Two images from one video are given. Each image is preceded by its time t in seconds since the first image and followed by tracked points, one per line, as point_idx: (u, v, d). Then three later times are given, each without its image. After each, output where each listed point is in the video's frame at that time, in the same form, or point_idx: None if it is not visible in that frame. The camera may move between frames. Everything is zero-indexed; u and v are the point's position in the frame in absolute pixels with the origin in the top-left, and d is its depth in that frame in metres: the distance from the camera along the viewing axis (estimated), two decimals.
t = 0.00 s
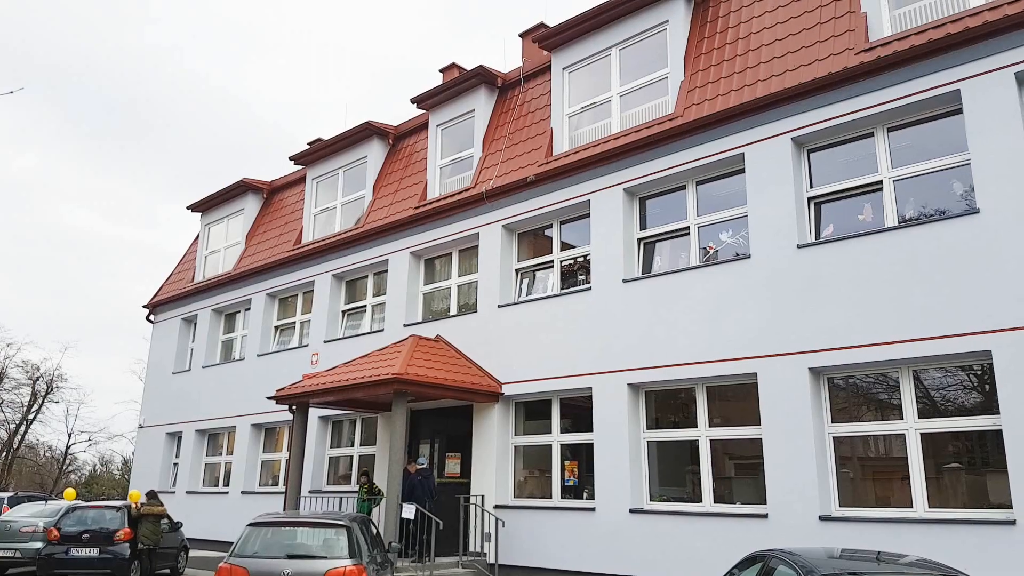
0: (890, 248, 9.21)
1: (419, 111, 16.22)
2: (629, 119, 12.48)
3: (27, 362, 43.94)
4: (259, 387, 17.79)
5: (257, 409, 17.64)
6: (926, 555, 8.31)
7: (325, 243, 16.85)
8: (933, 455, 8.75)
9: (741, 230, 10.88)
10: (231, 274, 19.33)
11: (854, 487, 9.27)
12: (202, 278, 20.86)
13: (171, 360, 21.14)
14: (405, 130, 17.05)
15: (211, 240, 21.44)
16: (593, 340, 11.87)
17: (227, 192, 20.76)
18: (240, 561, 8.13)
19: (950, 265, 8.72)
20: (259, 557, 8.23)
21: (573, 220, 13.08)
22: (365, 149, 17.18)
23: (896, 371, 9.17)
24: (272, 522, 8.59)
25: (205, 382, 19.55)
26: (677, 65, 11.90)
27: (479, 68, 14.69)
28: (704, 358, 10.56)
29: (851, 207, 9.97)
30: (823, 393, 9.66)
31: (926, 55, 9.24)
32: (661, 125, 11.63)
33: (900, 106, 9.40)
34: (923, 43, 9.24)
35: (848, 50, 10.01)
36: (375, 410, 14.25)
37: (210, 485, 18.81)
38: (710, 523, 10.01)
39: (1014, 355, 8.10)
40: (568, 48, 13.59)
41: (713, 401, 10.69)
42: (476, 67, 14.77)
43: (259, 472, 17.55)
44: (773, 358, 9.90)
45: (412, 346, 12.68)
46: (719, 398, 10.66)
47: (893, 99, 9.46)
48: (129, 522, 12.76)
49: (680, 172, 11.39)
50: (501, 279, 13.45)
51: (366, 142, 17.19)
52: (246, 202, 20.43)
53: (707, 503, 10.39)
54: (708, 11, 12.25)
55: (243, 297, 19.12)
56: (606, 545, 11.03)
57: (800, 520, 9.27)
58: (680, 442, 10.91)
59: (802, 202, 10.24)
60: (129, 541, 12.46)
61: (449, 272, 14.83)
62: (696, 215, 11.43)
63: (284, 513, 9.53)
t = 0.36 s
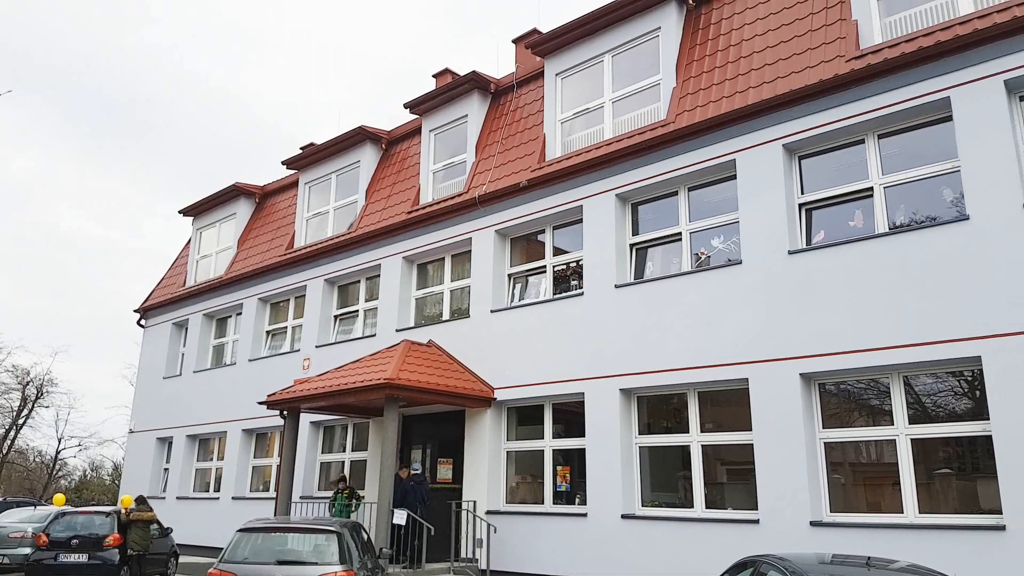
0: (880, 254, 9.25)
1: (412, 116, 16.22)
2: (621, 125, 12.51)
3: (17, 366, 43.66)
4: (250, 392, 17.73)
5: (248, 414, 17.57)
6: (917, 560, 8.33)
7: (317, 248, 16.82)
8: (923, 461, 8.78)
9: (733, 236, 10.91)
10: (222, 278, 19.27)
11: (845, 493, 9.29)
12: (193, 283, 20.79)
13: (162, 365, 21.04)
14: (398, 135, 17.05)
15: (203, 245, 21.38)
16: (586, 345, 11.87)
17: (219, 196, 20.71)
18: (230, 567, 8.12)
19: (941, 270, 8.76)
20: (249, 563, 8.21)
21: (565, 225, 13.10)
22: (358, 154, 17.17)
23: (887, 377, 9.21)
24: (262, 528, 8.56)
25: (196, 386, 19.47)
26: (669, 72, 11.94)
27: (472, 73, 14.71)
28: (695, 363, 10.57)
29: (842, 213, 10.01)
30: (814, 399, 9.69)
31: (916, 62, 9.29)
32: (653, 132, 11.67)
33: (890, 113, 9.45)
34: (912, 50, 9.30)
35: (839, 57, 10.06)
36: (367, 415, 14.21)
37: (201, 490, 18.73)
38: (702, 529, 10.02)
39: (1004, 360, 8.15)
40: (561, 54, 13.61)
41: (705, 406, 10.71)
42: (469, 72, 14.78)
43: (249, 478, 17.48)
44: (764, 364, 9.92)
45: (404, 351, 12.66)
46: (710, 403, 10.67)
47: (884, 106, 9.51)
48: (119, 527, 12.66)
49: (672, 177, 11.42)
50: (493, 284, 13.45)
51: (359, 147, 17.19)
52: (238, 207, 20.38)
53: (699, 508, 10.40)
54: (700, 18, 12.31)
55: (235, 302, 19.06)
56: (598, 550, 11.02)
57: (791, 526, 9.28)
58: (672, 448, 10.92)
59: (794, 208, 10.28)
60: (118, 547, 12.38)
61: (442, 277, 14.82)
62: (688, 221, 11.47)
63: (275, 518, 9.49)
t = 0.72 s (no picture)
0: (871, 259, 9.29)
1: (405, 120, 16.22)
2: (614, 130, 12.54)
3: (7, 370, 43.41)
4: (241, 396, 17.67)
5: (239, 418, 17.51)
6: (907, 564, 8.36)
7: (309, 251, 16.79)
8: (913, 465, 8.81)
9: (724, 241, 10.94)
10: (214, 281, 19.22)
11: (836, 497, 9.31)
12: (185, 286, 20.72)
13: (152, 369, 20.96)
14: (391, 139, 17.05)
15: (194, 248, 21.31)
16: (578, 350, 11.87)
17: (211, 199, 20.65)
18: (219, 572, 8.11)
19: (932, 275, 8.81)
20: (239, 568, 8.20)
21: (558, 230, 13.11)
22: (351, 157, 17.16)
23: (877, 382, 9.24)
24: (252, 532, 8.54)
25: (187, 390, 19.39)
26: (662, 77, 11.98)
27: (465, 77, 14.73)
28: (687, 368, 10.59)
29: (833, 218, 10.05)
30: (805, 404, 9.71)
31: (907, 69, 9.35)
32: (645, 137, 11.70)
33: (881, 119, 9.50)
34: (903, 57, 9.36)
35: (830, 63, 10.11)
36: (358, 419, 14.17)
37: (191, 495, 18.65)
38: (693, 533, 10.02)
39: (993, 365, 8.18)
40: (554, 59, 13.64)
41: (696, 410, 10.72)
42: (462, 77, 14.80)
43: (240, 482, 17.43)
44: (756, 368, 9.94)
45: (396, 355, 12.63)
46: (702, 408, 10.69)
47: (875, 112, 9.56)
48: (108, 532, 12.63)
49: (664, 182, 11.45)
50: (486, 288, 13.44)
51: (352, 151, 17.17)
52: (230, 210, 20.32)
53: (690, 513, 10.41)
54: (693, 24, 12.36)
55: (226, 305, 18.99)
56: (590, 555, 11.01)
57: (782, 531, 9.29)
58: (663, 453, 10.92)
59: (785, 213, 10.32)
60: (107, 552, 12.33)
61: (435, 281, 14.81)
62: (680, 226, 11.50)
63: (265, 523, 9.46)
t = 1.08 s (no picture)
0: (858, 264, 9.34)
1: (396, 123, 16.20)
2: (604, 134, 12.57)
3: None
4: (229, 398, 17.58)
5: (226, 420, 17.42)
6: (894, 567, 8.40)
7: (298, 253, 16.73)
8: (900, 469, 8.86)
9: (713, 245, 10.98)
10: (202, 283, 19.13)
11: (823, 501, 9.35)
12: (172, 288, 20.61)
13: (139, 371, 20.84)
14: (381, 141, 17.02)
15: (182, 249, 21.21)
16: (568, 353, 11.88)
17: (199, 200, 20.56)
18: None
19: (918, 280, 8.87)
20: (225, 571, 8.17)
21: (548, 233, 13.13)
22: (341, 159, 17.13)
23: (865, 386, 9.29)
24: (239, 535, 8.49)
25: (174, 392, 19.29)
26: (652, 82, 12.03)
27: (456, 80, 14.73)
28: (676, 371, 10.62)
29: (821, 223, 10.11)
30: (793, 407, 9.75)
31: (895, 75, 9.42)
32: (635, 141, 11.73)
33: (869, 124, 9.57)
34: (891, 63, 9.42)
35: (818, 69, 10.17)
36: (347, 422, 14.14)
37: (178, 497, 18.55)
38: (682, 536, 10.04)
39: (979, 369, 8.25)
40: (545, 63, 13.66)
41: (685, 414, 10.75)
42: (453, 79, 14.80)
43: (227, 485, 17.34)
44: (744, 372, 9.97)
45: (386, 357, 12.60)
46: (691, 411, 10.71)
47: (863, 118, 9.62)
48: (93, 535, 12.53)
49: (654, 186, 11.48)
50: (476, 291, 13.44)
51: (341, 153, 17.14)
52: (219, 211, 20.24)
53: (679, 516, 10.42)
54: (683, 29, 12.41)
55: (214, 307, 18.91)
56: (578, 558, 11.01)
57: (770, 534, 9.32)
58: (652, 456, 10.94)
59: (773, 218, 10.36)
60: (92, 555, 12.24)
61: (425, 283, 14.79)
62: (669, 230, 11.53)
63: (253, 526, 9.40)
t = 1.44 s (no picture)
0: (844, 266, 9.40)
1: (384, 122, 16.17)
2: (593, 135, 12.59)
3: None
4: (215, 399, 17.48)
5: (211, 420, 17.31)
6: (877, 568, 8.45)
7: (285, 253, 16.66)
8: (884, 470, 8.91)
9: (700, 247, 11.02)
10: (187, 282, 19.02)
11: (807, 502, 9.39)
12: (157, 287, 20.48)
13: (123, 371, 20.70)
14: (369, 141, 16.98)
15: (167, 248, 21.08)
16: (555, 354, 11.89)
17: (185, 199, 20.44)
18: None
19: (902, 283, 8.94)
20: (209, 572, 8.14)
21: (536, 234, 13.14)
22: (329, 159, 17.07)
23: (849, 387, 9.35)
24: (224, 536, 8.46)
25: (158, 392, 19.17)
26: (640, 84, 12.06)
27: (444, 80, 14.72)
28: (662, 372, 10.65)
29: (806, 225, 10.17)
30: (778, 409, 9.80)
31: (881, 79, 9.48)
32: (623, 142, 11.76)
33: (855, 128, 9.63)
34: (877, 67, 9.49)
35: (805, 72, 10.23)
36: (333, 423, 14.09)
37: (162, 498, 18.43)
38: (667, 537, 10.06)
39: (962, 372, 8.32)
40: (534, 64, 13.67)
41: (672, 415, 10.78)
42: (442, 80, 14.80)
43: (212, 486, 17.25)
44: (730, 374, 10.01)
45: (373, 358, 12.57)
46: (677, 412, 10.74)
47: (849, 121, 9.68)
48: (76, 536, 12.44)
49: (641, 188, 11.51)
50: (463, 292, 13.43)
51: (329, 152, 17.09)
52: (205, 210, 20.13)
53: (664, 517, 10.45)
54: (671, 32, 12.45)
55: (199, 307, 18.80)
56: (564, 559, 11.01)
57: (755, 534, 9.36)
58: (638, 457, 10.96)
59: (759, 220, 10.41)
60: (75, 556, 12.13)
61: (412, 284, 14.76)
62: (657, 232, 11.57)
63: (237, 526, 9.36)
